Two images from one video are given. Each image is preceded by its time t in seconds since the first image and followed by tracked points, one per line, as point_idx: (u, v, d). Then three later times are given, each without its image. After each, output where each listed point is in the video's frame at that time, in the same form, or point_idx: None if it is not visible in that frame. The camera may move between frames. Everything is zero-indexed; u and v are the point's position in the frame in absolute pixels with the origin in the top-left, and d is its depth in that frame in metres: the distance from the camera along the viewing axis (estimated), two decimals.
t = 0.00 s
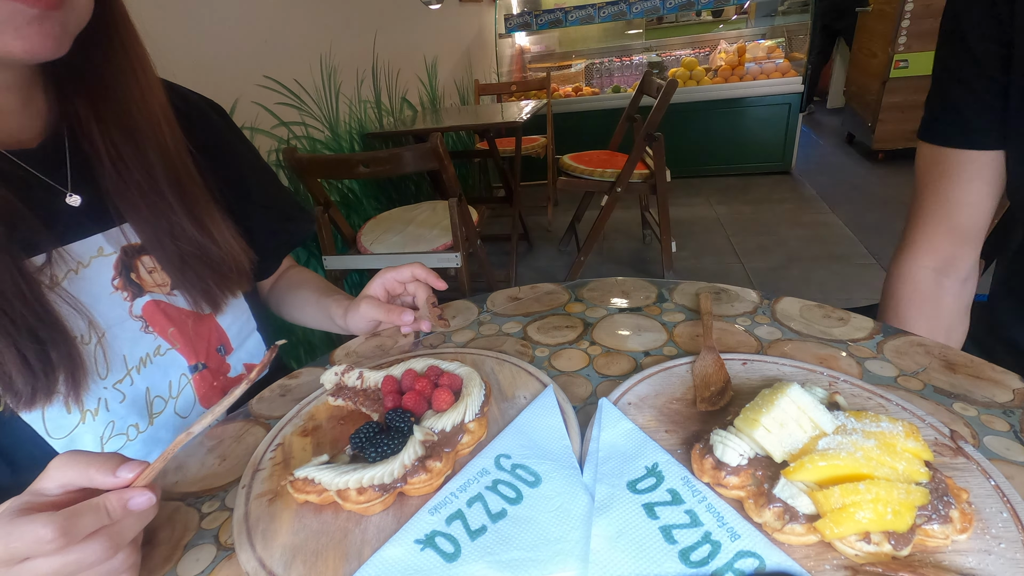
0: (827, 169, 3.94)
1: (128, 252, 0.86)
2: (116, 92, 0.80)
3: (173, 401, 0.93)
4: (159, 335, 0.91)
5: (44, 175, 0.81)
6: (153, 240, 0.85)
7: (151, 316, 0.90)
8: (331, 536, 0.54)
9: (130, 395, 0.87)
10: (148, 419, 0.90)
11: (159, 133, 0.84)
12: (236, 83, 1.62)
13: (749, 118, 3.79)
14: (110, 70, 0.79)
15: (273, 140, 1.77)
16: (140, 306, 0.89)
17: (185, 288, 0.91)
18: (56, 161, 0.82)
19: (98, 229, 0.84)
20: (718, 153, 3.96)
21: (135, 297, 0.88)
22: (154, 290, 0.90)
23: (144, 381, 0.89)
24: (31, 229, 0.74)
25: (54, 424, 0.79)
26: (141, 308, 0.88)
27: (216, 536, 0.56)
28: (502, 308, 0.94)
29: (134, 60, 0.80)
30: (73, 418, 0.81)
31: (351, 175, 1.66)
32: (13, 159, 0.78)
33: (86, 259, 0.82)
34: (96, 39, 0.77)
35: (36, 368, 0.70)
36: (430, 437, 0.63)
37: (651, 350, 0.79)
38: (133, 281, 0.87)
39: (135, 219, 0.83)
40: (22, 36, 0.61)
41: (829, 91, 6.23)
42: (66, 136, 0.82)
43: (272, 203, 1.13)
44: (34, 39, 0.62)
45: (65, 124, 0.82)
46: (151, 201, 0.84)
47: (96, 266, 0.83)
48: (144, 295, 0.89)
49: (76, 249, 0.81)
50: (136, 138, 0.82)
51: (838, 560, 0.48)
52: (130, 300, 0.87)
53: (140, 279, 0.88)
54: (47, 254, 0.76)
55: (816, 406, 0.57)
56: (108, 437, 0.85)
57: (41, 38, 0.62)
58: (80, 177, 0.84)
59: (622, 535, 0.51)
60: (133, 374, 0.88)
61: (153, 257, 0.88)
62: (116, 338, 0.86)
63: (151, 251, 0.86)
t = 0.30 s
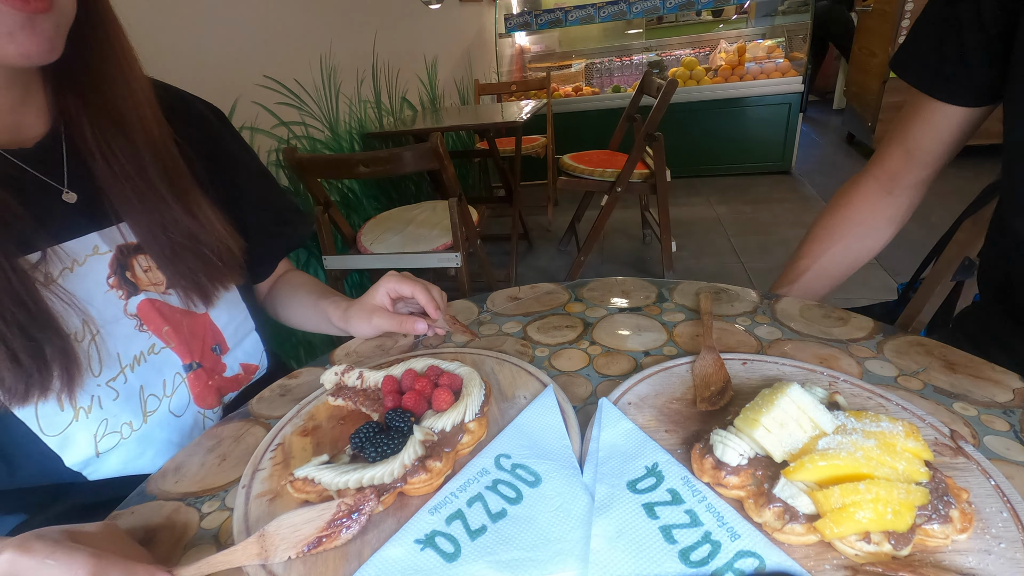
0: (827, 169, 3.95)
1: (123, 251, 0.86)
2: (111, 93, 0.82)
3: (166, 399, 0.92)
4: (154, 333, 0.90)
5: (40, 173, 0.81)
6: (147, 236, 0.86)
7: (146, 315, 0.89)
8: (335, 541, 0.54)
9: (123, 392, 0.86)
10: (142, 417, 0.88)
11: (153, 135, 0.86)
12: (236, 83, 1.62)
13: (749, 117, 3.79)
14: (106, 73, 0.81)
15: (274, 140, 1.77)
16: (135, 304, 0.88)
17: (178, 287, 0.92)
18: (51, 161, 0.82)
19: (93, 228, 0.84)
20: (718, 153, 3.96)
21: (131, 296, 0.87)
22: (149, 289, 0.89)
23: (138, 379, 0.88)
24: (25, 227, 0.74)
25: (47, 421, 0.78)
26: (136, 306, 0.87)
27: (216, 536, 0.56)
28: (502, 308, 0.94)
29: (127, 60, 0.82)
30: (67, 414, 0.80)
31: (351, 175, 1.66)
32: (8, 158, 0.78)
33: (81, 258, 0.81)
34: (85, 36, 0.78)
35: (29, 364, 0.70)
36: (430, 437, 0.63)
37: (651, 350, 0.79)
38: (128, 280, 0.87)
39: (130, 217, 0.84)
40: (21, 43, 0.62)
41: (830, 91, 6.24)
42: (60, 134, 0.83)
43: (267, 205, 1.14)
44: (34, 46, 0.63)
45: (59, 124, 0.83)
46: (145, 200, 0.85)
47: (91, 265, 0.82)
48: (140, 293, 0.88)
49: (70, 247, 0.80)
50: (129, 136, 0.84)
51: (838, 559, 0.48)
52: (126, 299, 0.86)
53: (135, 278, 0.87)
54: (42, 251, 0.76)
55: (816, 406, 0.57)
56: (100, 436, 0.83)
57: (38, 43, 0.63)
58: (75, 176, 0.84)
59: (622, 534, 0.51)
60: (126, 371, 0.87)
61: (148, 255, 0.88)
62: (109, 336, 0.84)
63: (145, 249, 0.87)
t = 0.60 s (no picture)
0: (827, 169, 3.95)
1: (152, 237, 0.90)
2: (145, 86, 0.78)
3: (182, 380, 0.92)
4: (174, 316, 0.92)
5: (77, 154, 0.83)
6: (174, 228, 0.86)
7: (168, 297, 0.91)
8: (335, 540, 0.54)
9: (143, 368, 0.87)
10: (158, 395, 0.89)
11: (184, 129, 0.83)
12: (237, 83, 1.63)
13: (748, 118, 3.79)
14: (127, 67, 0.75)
15: (274, 141, 1.77)
16: (158, 287, 0.90)
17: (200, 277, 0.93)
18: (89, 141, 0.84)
19: (125, 210, 0.88)
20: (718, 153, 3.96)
21: (155, 278, 0.90)
22: (174, 273, 0.92)
23: (156, 356, 0.89)
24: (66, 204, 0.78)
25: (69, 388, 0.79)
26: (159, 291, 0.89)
27: (216, 536, 0.55)
28: (502, 308, 0.94)
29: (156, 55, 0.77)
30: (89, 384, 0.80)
31: (351, 176, 1.66)
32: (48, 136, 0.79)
33: (113, 237, 0.85)
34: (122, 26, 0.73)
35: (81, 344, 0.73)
36: (430, 437, 0.63)
37: (651, 350, 0.79)
38: (153, 263, 0.90)
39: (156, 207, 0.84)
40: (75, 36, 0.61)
41: (829, 91, 6.25)
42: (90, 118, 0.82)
43: (283, 196, 1.14)
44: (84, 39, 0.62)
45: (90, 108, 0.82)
46: (173, 193, 0.84)
47: (122, 245, 0.86)
48: (163, 276, 0.91)
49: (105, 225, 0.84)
50: (162, 130, 0.81)
51: (838, 560, 0.48)
52: (150, 281, 0.89)
53: (159, 262, 0.90)
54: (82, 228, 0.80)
55: (816, 406, 0.57)
56: (117, 408, 0.84)
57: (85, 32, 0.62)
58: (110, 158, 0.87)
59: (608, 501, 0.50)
60: (147, 347, 0.88)
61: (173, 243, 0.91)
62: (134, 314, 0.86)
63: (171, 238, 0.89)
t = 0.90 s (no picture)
0: (827, 169, 3.95)
1: (170, 245, 0.90)
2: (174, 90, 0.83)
3: (203, 390, 0.94)
4: (195, 325, 0.94)
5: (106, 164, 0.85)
6: (195, 232, 0.88)
7: (187, 306, 0.93)
8: (334, 539, 0.54)
9: (166, 380, 0.89)
10: (181, 405, 0.91)
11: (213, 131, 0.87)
12: (237, 83, 1.62)
13: (749, 118, 3.79)
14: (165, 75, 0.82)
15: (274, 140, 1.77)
16: (177, 296, 0.92)
17: (220, 283, 0.95)
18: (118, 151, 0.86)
19: (144, 220, 0.88)
20: (718, 153, 3.96)
21: (174, 288, 0.91)
22: (192, 283, 0.94)
23: (179, 368, 0.91)
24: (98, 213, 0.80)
25: (94, 408, 0.80)
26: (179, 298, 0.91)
27: (215, 535, 0.55)
28: (502, 308, 0.94)
29: (189, 58, 0.82)
30: (115, 400, 0.82)
31: (351, 175, 1.66)
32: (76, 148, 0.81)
33: (135, 247, 0.86)
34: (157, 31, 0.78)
35: (116, 343, 0.74)
36: (430, 436, 0.63)
37: (651, 350, 0.79)
38: (173, 272, 0.91)
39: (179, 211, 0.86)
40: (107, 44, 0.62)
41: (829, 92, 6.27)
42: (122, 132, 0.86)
43: (303, 204, 1.13)
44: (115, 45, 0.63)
45: (123, 121, 0.86)
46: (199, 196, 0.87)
47: (144, 254, 0.87)
48: (182, 286, 0.92)
49: (135, 234, 0.86)
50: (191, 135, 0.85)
51: (838, 560, 0.48)
52: (169, 290, 0.91)
53: (178, 271, 0.92)
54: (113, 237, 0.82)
55: (816, 406, 0.57)
56: (143, 422, 0.86)
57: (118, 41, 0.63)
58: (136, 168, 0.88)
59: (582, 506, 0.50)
60: (170, 360, 0.90)
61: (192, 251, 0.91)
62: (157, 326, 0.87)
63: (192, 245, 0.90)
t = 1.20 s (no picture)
0: (827, 168, 3.95)
1: (174, 241, 0.89)
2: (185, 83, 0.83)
3: (198, 384, 0.93)
4: (192, 321, 0.93)
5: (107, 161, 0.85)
6: (199, 228, 0.88)
7: (187, 302, 0.91)
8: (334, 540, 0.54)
9: (161, 372, 0.88)
10: (175, 398, 0.90)
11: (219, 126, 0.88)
12: (236, 83, 1.62)
13: (749, 117, 3.78)
14: (174, 77, 0.83)
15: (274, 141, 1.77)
16: (178, 291, 0.90)
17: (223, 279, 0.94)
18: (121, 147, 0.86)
19: (147, 216, 0.87)
20: (718, 152, 3.96)
21: (175, 283, 0.90)
22: (194, 278, 0.92)
23: (174, 362, 0.90)
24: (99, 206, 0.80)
25: (88, 398, 0.80)
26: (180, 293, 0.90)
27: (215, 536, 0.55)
28: (502, 308, 0.94)
29: (195, 54, 0.83)
30: (109, 390, 0.82)
31: (351, 175, 1.65)
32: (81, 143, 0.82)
33: (137, 241, 0.85)
34: (161, 27, 0.80)
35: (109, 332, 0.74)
36: (430, 437, 0.63)
37: (651, 350, 0.79)
38: (174, 267, 0.90)
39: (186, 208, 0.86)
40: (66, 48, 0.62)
41: (830, 91, 6.28)
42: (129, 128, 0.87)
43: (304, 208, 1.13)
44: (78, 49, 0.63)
45: (131, 118, 0.86)
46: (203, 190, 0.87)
47: (146, 249, 0.86)
48: (183, 281, 0.91)
49: (134, 228, 0.85)
50: (198, 130, 0.86)
51: (837, 559, 0.48)
52: (170, 285, 0.89)
53: (180, 266, 0.91)
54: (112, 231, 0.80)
55: (815, 406, 0.57)
56: (135, 413, 0.85)
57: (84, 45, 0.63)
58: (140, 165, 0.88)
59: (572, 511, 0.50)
60: (165, 353, 0.89)
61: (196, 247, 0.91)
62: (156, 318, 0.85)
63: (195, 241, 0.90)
